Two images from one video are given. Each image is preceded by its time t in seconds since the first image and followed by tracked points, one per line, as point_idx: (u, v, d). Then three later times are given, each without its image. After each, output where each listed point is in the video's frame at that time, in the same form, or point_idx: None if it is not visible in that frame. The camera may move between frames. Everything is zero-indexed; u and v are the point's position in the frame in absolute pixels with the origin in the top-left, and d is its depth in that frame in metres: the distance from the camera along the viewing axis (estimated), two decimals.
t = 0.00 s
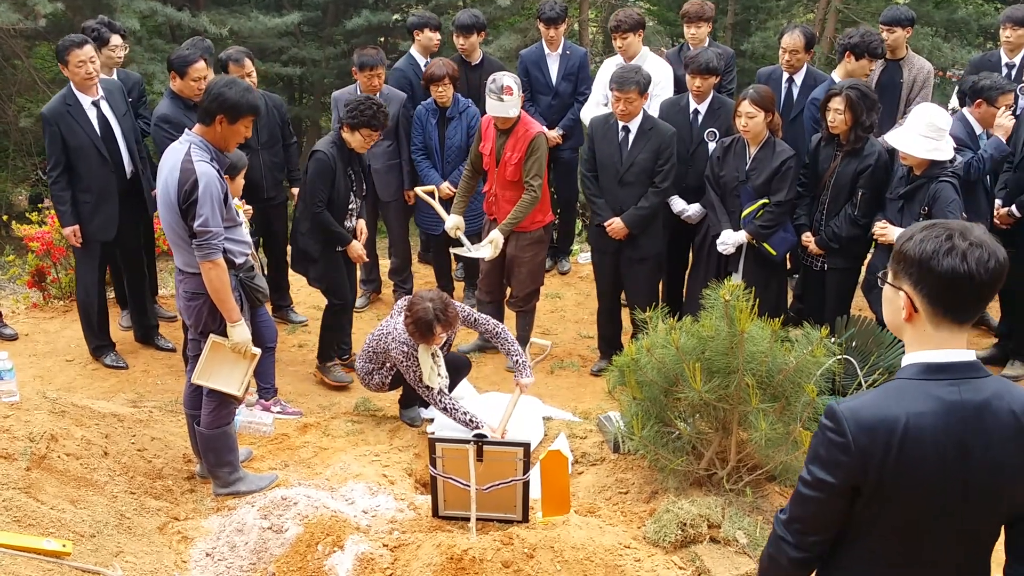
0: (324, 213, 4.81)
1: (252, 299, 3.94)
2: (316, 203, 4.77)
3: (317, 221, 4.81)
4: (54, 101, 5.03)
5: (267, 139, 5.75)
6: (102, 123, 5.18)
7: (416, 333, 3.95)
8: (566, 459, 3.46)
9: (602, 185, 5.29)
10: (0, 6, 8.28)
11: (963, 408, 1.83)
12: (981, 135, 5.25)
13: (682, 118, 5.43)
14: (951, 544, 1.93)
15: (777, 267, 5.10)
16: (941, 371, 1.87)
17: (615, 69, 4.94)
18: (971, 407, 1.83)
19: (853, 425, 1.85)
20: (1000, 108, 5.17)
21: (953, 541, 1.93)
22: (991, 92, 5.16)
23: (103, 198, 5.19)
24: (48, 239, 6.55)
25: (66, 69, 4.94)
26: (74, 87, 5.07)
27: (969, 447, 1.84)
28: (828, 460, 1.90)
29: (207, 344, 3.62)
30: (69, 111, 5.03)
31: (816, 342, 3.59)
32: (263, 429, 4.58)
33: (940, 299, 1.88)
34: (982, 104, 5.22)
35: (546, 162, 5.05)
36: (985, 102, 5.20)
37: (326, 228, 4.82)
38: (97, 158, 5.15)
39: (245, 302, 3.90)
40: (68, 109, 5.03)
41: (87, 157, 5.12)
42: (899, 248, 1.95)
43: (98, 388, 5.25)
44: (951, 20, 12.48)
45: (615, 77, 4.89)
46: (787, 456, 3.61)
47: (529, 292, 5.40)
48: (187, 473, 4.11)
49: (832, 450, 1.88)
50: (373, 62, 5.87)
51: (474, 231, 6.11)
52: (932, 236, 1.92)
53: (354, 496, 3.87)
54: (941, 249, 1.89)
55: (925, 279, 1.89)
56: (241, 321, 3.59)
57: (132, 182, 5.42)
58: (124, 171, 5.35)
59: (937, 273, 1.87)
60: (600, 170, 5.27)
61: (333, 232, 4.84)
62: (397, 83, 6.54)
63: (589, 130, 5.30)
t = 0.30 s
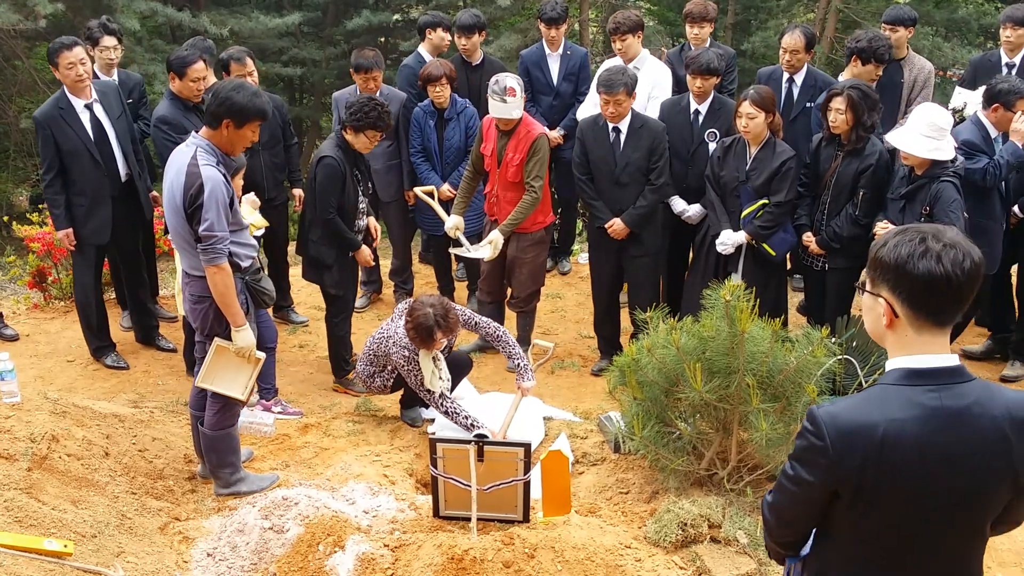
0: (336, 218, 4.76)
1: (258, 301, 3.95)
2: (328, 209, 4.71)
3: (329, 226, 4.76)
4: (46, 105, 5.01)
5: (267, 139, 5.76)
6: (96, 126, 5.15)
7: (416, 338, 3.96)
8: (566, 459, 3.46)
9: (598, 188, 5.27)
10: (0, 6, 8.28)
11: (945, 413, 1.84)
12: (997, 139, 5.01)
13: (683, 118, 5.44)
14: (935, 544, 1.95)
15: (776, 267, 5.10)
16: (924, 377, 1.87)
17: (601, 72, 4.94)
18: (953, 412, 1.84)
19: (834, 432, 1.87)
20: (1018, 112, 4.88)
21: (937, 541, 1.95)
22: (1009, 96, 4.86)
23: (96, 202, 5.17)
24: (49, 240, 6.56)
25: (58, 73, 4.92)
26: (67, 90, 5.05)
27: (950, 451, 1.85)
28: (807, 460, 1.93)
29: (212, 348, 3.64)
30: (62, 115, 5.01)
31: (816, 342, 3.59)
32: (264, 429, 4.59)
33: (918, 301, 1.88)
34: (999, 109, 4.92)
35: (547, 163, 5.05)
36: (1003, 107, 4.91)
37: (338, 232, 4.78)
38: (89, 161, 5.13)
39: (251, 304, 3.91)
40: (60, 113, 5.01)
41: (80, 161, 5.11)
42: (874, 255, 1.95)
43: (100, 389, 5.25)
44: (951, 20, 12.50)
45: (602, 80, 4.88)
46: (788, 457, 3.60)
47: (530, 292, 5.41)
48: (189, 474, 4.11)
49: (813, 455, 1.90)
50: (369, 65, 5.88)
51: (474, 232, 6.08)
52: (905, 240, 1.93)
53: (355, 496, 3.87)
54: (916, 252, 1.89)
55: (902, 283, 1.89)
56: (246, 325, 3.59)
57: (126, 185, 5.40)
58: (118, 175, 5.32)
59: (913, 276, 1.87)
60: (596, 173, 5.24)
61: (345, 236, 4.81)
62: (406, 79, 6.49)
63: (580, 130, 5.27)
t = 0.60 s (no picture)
0: (345, 223, 4.77)
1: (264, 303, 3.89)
2: (336, 213, 4.71)
3: (336, 229, 4.76)
4: (41, 107, 4.99)
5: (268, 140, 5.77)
6: (91, 128, 5.15)
7: (415, 342, 3.96)
8: (566, 460, 3.47)
9: (599, 188, 5.27)
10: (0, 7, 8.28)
11: (952, 415, 1.85)
12: (1011, 142, 4.91)
13: (683, 119, 5.45)
14: (943, 544, 1.96)
15: (775, 268, 5.09)
16: (931, 379, 1.88)
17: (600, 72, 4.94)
18: (960, 414, 1.85)
19: (843, 433, 1.88)
20: None
21: (945, 541, 1.96)
22: None
23: (93, 204, 5.17)
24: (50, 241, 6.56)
25: (54, 75, 4.90)
26: (63, 92, 5.04)
27: (957, 453, 1.85)
28: (818, 460, 1.96)
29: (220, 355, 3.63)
30: (58, 117, 4.99)
31: (816, 343, 3.61)
32: (265, 430, 4.59)
33: (917, 301, 1.90)
34: (1017, 113, 4.79)
35: (548, 164, 5.06)
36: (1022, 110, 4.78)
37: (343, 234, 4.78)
38: (85, 163, 5.12)
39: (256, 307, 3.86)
40: (56, 115, 4.99)
41: (76, 164, 5.10)
42: (871, 259, 1.98)
43: (100, 389, 5.26)
44: (951, 20, 12.53)
45: (601, 80, 4.88)
46: (788, 458, 3.61)
47: (530, 293, 5.42)
48: (189, 474, 4.12)
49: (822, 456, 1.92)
50: (351, 85, 5.89)
51: (473, 234, 6.09)
52: (901, 242, 1.95)
53: (355, 497, 3.87)
54: (912, 252, 1.91)
55: (900, 283, 1.91)
56: (255, 331, 3.60)
57: (123, 187, 5.40)
58: (114, 177, 5.32)
59: (911, 276, 1.89)
60: (597, 173, 5.24)
61: (353, 239, 4.81)
62: (408, 77, 6.43)
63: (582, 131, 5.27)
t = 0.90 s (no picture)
0: (341, 226, 4.77)
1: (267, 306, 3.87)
2: (332, 215, 4.71)
3: (330, 231, 4.76)
4: (38, 111, 4.99)
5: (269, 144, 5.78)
6: (89, 132, 5.15)
7: (413, 349, 3.98)
8: (566, 464, 3.47)
9: (603, 191, 5.28)
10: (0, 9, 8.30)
11: (984, 416, 1.87)
12: None
13: (683, 122, 5.48)
14: (975, 548, 1.97)
15: (773, 272, 5.09)
16: (961, 380, 1.90)
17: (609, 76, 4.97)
18: (992, 415, 1.87)
19: (878, 437, 1.90)
20: None
21: (977, 544, 1.97)
22: None
23: (91, 208, 5.18)
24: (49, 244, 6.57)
25: (52, 80, 4.89)
26: (60, 96, 5.04)
27: (989, 455, 1.87)
28: (852, 463, 1.98)
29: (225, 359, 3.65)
30: (55, 121, 5.00)
31: (815, 347, 3.62)
32: (264, 433, 4.59)
33: (943, 299, 1.94)
34: None
35: (545, 168, 5.07)
36: None
37: (340, 237, 4.79)
38: (83, 168, 5.13)
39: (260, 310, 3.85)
40: (53, 119, 5.00)
41: (73, 168, 5.10)
42: (896, 260, 2.04)
43: (100, 392, 5.26)
44: (952, 24, 12.53)
45: (610, 84, 4.92)
46: (787, 462, 3.62)
47: (528, 297, 5.42)
48: (189, 477, 4.12)
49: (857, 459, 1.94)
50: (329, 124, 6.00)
51: (470, 238, 6.08)
52: (926, 243, 2.01)
53: (355, 500, 3.88)
54: (937, 253, 1.97)
55: (925, 282, 1.97)
56: (261, 334, 3.61)
57: (119, 191, 5.41)
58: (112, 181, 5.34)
59: (935, 275, 1.95)
60: (600, 176, 5.26)
61: (348, 242, 4.82)
62: (408, 81, 6.45)
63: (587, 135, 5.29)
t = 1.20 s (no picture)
0: (338, 229, 4.78)
1: (270, 308, 3.85)
2: (329, 220, 4.72)
3: (328, 235, 4.77)
4: (38, 117, 5.00)
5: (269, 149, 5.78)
6: (89, 138, 5.16)
7: (413, 354, 3.98)
8: (566, 468, 3.48)
9: (604, 195, 5.29)
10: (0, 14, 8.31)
11: None
12: None
13: (683, 126, 5.50)
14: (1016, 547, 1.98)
15: (771, 276, 5.09)
16: (1007, 379, 1.91)
17: (616, 79, 4.98)
18: None
19: (923, 432, 1.92)
20: None
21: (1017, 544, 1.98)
22: None
23: (92, 213, 5.19)
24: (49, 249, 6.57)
25: (51, 86, 4.89)
26: (60, 102, 5.04)
27: None
28: (895, 458, 2.00)
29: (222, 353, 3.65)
30: (54, 127, 5.01)
31: (815, 351, 3.64)
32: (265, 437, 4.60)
33: (990, 297, 1.96)
34: None
35: (542, 172, 5.08)
36: None
37: (336, 242, 4.78)
38: (83, 173, 5.14)
39: (263, 311, 3.83)
40: (53, 125, 5.00)
41: (73, 173, 5.11)
42: (944, 259, 2.07)
43: (100, 396, 5.26)
44: (950, 29, 12.58)
45: (616, 88, 4.92)
46: (787, 466, 3.62)
47: (527, 301, 5.42)
48: (189, 482, 4.12)
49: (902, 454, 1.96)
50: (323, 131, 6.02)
51: (468, 243, 6.09)
52: (974, 242, 2.03)
53: (355, 505, 3.88)
54: (985, 251, 2.00)
55: (973, 280, 1.98)
56: (256, 331, 3.61)
57: (119, 196, 5.43)
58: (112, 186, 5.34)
59: (982, 273, 1.97)
60: (602, 180, 5.27)
61: (346, 246, 4.82)
62: (407, 88, 6.48)
63: (588, 139, 5.30)
